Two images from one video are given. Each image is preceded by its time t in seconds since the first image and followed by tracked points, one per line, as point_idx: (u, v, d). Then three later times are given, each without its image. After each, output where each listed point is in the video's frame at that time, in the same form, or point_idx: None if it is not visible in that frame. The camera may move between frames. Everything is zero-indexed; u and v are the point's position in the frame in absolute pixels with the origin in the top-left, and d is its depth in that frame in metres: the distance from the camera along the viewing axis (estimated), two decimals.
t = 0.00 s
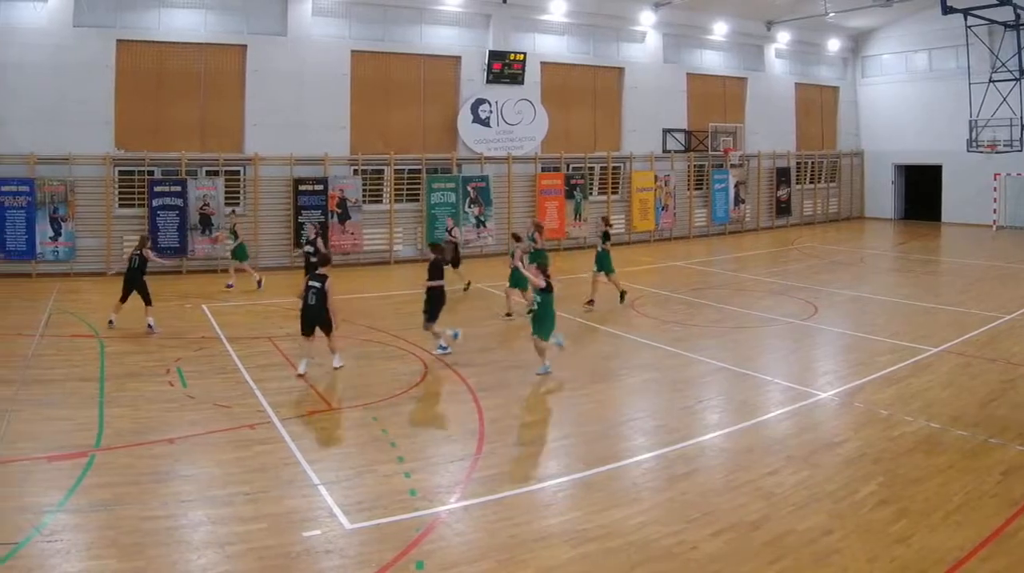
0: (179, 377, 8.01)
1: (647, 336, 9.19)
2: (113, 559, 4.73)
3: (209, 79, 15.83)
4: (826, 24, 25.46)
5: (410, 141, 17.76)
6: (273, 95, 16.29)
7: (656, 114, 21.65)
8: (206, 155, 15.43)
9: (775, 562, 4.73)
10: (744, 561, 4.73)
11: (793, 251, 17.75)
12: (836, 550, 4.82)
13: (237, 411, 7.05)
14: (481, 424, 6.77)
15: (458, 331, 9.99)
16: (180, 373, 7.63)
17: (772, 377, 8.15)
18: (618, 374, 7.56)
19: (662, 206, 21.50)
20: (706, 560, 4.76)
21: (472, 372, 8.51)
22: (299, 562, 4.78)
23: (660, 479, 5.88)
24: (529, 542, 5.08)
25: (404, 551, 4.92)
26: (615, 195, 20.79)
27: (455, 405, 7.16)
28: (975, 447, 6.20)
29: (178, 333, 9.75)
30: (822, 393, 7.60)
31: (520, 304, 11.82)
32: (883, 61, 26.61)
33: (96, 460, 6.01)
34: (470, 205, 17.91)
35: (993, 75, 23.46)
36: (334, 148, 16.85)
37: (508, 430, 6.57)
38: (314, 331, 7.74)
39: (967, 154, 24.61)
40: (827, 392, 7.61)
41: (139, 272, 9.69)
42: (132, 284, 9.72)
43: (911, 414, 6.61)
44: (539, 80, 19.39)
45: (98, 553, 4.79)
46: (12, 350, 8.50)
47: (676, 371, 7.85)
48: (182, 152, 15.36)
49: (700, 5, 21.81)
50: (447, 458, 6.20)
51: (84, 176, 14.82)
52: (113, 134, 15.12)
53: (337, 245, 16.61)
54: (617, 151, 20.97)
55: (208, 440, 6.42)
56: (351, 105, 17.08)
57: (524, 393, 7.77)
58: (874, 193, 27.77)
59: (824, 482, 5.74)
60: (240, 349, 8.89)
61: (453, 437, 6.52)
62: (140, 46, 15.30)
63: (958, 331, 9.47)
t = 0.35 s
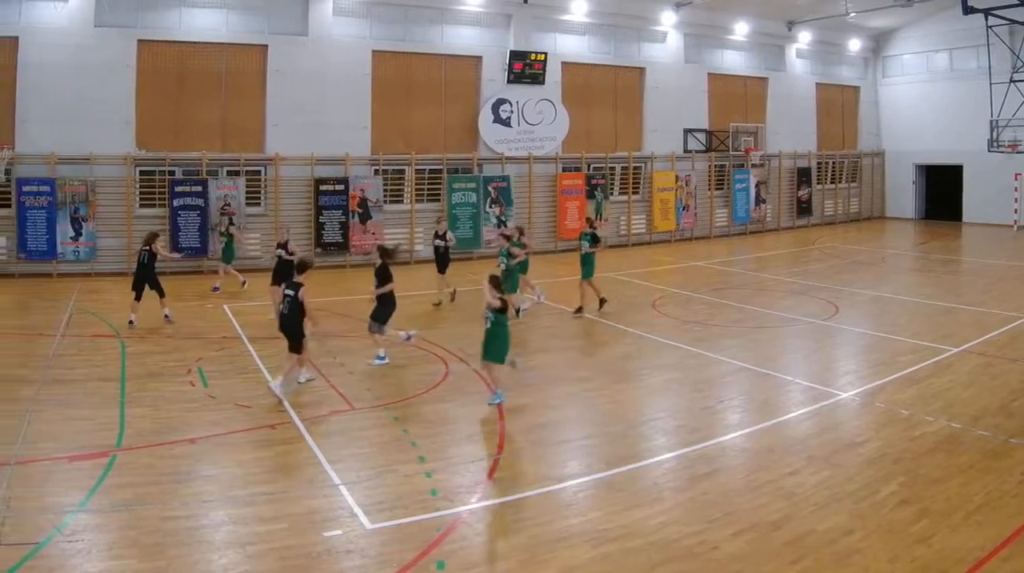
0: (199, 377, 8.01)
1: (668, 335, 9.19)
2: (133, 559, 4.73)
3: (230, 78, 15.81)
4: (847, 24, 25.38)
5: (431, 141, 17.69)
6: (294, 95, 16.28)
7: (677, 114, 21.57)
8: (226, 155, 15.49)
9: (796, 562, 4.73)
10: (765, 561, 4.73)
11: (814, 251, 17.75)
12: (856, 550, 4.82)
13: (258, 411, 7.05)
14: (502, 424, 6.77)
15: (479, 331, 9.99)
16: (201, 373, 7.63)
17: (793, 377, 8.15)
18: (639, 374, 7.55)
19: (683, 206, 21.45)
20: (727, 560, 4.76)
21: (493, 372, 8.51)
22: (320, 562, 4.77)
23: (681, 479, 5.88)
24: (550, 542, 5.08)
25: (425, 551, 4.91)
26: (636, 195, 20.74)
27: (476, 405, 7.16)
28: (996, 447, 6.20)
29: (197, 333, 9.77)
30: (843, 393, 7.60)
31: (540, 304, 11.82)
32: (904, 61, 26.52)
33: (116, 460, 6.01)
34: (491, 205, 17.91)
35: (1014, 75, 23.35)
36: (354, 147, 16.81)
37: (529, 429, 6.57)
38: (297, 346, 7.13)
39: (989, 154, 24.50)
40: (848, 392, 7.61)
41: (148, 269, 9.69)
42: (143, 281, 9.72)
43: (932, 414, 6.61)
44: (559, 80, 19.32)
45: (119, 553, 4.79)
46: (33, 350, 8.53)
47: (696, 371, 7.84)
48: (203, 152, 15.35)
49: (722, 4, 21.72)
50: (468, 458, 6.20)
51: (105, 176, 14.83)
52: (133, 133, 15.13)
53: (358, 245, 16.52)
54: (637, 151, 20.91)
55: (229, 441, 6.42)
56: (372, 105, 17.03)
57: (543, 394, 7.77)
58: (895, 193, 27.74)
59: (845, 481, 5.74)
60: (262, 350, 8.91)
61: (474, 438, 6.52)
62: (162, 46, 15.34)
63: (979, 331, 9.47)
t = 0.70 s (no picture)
0: (220, 377, 8.03)
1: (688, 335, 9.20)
2: (154, 559, 4.73)
3: (250, 77, 15.82)
4: (867, 25, 25.33)
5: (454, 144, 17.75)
6: (315, 95, 16.28)
7: (697, 114, 21.51)
8: (248, 155, 15.47)
9: (817, 562, 4.72)
10: (786, 562, 4.73)
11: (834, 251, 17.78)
12: (877, 550, 4.82)
13: (278, 411, 7.05)
14: (523, 424, 6.78)
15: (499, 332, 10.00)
16: (221, 373, 7.64)
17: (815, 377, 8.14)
18: (659, 374, 7.55)
19: (704, 207, 21.45)
20: (748, 560, 4.76)
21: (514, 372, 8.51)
22: (340, 561, 4.78)
23: (702, 479, 5.88)
24: (571, 541, 5.08)
25: (445, 551, 4.91)
26: (656, 195, 20.71)
27: (497, 406, 7.15)
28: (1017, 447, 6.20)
29: (216, 333, 9.78)
30: (864, 393, 7.60)
31: (561, 304, 11.83)
32: (924, 61, 26.47)
33: (137, 460, 6.01)
34: (512, 206, 17.83)
35: None
36: (374, 147, 16.79)
37: (550, 429, 6.57)
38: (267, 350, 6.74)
39: (1011, 154, 24.44)
40: (869, 392, 7.61)
41: (173, 267, 9.84)
42: (167, 279, 9.86)
43: (953, 414, 6.61)
44: (580, 80, 19.30)
45: (139, 553, 4.79)
46: (54, 350, 8.55)
47: (716, 371, 7.84)
48: (224, 153, 15.29)
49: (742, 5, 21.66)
50: (488, 458, 6.20)
51: (125, 176, 14.83)
52: (153, 134, 15.15)
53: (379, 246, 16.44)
54: (657, 151, 20.86)
55: (250, 441, 6.42)
56: (393, 105, 17.03)
57: (562, 395, 7.77)
58: (917, 193, 27.68)
59: (865, 481, 5.75)
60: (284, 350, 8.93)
61: (495, 438, 6.52)
62: (184, 46, 15.35)
63: (1000, 331, 9.49)
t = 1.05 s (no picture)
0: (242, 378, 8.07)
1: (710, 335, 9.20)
2: (176, 559, 4.73)
3: (272, 77, 15.84)
4: (890, 25, 25.25)
5: (477, 144, 17.75)
6: (337, 95, 16.29)
7: (720, 114, 21.41)
8: (270, 155, 15.48)
9: (839, 562, 4.72)
10: (808, 562, 4.73)
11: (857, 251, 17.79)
12: (899, 550, 4.82)
13: (300, 411, 7.06)
14: (545, 424, 6.77)
15: (521, 332, 10.01)
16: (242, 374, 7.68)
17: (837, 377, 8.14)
18: (682, 374, 7.55)
19: (726, 207, 21.30)
20: (770, 560, 4.76)
21: (536, 372, 8.52)
22: (363, 562, 4.77)
23: (724, 479, 5.88)
24: (593, 541, 5.08)
25: (468, 551, 4.91)
26: (679, 195, 20.50)
27: (520, 406, 7.15)
28: None
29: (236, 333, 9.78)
30: (886, 393, 7.61)
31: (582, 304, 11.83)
32: (947, 61, 26.38)
33: (159, 460, 6.02)
34: (534, 206, 17.78)
35: None
36: (396, 147, 16.80)
37: (573, 430, 6.57)
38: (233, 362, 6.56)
39: None
40: (891, 392, 7.62)
41: (189, 264, 9.90)
42: (183, 277, 9.92)
43: (975, 414, 6.61)
44: (603, 80, 19.23)
45: (162, 553, 4.79)
46: (76, 350, 8.56)
47: (738, 371, 7.84)
48: (246, 152, 15.35)
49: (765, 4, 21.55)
50: (511, 458, 6.20)
51: (148, 176, 14.84)
52: (175, 133, 15.19)
53: (401, 245, 16.50)
54: (680, 151, 20.75)
55: (272, 440, 6.42)
56: (415, 106, 17.02)
57: (583, 395, 7.78)
58: (939, 193, 27.59)
59: (887, 481, 5.74)
60: (307, 350, 8.96)
61: (517, 438, 6.52)
62: (206, 46, 15.40)
63: None
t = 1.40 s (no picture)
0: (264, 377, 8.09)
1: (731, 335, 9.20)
2: (198, 558, 4.73)
3: (293, 77, 15.84)
4: (911, 25, 25.15)
5: (496, 145, 17.64)
6: (358, 95, 16.25)
7: (742, 113, 21.29)
8: (291, 155, 15.55)
9: (860, 562, 4.73)
10: (829, 562, 4.73)
11: (878, 251, 17.79)
12: (920, 550, 4.82)
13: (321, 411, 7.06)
14: (566, 423, 6.77)
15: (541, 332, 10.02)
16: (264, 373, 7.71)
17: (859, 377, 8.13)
18: (703, 374, 7.54)
19: (747, 206, 21.21)
20: (791, 560, 4.76)
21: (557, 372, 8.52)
22: (384, 562, 4.77)
23: (745, 479, 5.88)
24: (614, 541, 5.08)
25: (489, 551, 4.91)
26: (699, 195, 20.54)
27: (541, 407, 7.15)
28: None
29: (254, 334, 9.78)
30: (907, 393, 7.62)
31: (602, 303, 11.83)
32: (968, 60, 26.25)
33: (180, 460, 6.02)
34: (555, 205, 17.78)
35: None
36: (417, 147, 16.76)
37: (594, 429, 6.58)
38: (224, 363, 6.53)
39: None
40: (912, 392, 7.63)
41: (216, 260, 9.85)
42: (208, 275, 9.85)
43: (996, 415, 6.60)
44: (623, 80, 19.18)
45: (183, 553, 4.79)
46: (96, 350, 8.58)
47: (759, 371, 7.84)
48: (267, 153, 15.38)
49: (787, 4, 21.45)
50: (532, 458, 6.20)
51: (169, 176, 14.86)
52: (198, 134, 15.21)
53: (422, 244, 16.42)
54: (701, 151, 20.65)
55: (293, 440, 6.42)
56: (436, 106, 17.00)
57: (605, 395, 7.79)
58: (960, 192, 27.45)
59: (908, 481, 5.74)
60: (328, 349, 8.98)
61: (538, 438, 6.52)
62: (226, 46, 15.37)
63: None
